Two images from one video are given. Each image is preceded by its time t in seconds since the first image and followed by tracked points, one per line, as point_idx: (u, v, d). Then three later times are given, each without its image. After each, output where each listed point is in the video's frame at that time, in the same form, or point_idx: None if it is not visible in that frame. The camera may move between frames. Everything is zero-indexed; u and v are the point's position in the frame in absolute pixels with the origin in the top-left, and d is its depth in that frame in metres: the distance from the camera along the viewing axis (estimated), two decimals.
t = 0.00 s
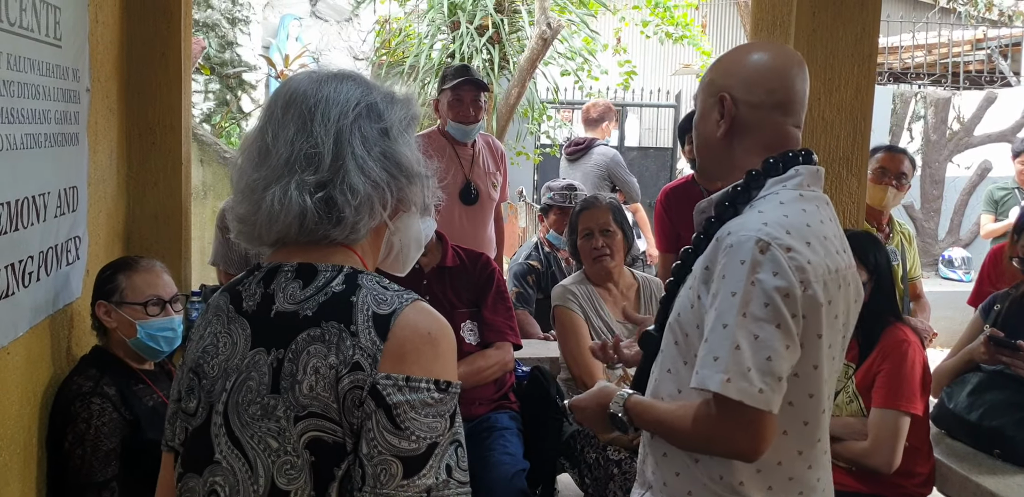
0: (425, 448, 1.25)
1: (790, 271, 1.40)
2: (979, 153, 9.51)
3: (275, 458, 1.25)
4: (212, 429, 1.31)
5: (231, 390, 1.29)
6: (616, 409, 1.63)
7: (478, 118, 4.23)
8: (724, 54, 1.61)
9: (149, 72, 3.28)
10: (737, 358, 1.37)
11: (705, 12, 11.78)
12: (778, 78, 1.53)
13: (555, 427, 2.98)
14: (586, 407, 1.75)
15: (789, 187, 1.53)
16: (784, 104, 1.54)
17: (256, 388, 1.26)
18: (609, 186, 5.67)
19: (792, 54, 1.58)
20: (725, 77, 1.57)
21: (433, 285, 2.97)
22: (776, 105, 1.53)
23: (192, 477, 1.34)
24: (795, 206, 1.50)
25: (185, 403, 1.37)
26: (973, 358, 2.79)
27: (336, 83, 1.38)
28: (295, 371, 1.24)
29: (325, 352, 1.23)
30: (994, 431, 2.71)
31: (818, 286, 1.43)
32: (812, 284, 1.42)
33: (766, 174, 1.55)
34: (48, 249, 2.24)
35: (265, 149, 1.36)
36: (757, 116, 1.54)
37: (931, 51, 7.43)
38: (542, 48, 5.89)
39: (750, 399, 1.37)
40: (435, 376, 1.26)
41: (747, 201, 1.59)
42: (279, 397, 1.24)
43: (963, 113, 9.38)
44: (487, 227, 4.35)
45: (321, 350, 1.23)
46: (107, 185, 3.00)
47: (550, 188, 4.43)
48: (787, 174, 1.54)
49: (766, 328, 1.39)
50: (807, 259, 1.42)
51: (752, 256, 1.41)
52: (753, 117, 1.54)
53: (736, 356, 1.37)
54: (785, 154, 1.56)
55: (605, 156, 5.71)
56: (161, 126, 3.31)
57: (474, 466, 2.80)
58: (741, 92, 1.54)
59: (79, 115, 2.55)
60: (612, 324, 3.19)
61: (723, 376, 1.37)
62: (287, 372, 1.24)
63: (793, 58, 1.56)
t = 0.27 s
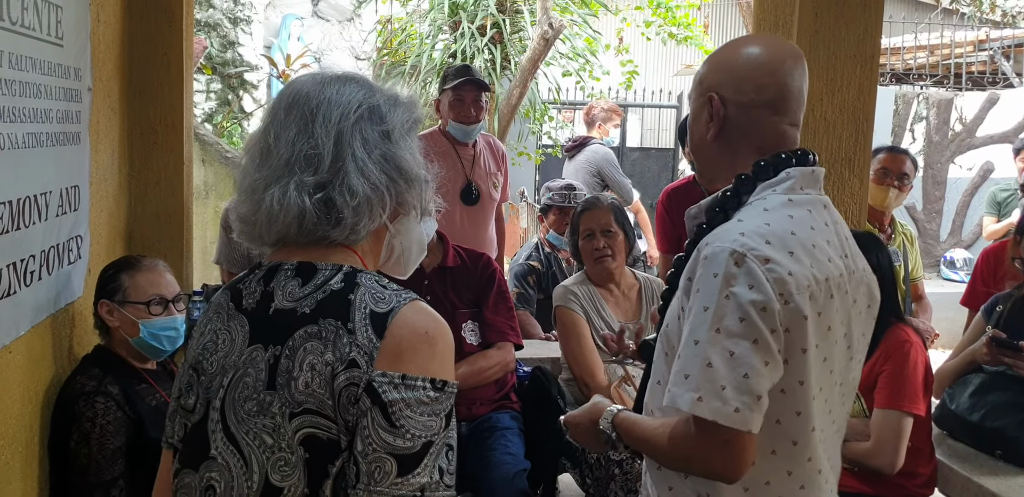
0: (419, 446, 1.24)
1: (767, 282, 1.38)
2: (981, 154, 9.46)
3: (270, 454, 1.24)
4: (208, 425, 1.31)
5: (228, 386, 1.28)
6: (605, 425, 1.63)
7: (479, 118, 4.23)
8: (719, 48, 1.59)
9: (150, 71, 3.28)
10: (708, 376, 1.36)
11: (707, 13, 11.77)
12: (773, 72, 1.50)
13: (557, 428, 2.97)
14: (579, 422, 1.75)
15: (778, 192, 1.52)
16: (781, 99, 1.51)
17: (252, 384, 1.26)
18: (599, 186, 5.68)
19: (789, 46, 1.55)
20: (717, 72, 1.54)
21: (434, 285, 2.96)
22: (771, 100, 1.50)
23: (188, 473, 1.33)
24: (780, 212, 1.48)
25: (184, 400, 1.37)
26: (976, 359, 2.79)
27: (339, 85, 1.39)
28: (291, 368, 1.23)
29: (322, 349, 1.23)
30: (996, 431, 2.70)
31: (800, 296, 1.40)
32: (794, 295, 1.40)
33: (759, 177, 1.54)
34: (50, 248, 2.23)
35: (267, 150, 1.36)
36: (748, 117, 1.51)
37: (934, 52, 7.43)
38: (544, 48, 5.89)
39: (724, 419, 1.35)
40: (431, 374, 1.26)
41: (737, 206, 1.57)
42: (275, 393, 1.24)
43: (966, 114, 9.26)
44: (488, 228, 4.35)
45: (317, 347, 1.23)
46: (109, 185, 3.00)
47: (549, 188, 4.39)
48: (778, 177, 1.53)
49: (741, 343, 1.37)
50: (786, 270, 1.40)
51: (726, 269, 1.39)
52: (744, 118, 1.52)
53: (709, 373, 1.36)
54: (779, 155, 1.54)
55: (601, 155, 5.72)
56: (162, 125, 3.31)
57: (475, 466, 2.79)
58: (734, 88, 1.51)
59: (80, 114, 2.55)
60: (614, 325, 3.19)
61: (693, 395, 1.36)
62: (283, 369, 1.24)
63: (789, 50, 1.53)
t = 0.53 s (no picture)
0: (416, 443, 1.22)
1: (756, 295, 1.37)
2: (983, 154, 9.42)
3: (264, 447, 1.23)
4: (207, 420, 1.31)
5: (228, 381, 1.29)
6: (608, 449, 1.67)
7: (480, 118, 4.23)
8: (720, 42, 1.57)
9: (152, 70, 3.28)
10: (697, 393, 1.37)
11: (709, 13, 11.76)
12: (774, 70, 1.49)
13: (559, 428, 2.97)
14: (584, 447, 1.78)
15: (772, 197, 1.52)
16: (781, 97, 1.50)
17: (250, 379, 1.26)
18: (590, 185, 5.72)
19: (791, 43, 1.53)
20: (715, 69, 1.52)
21: (435, 284, 2.95)
22: (770, 96, 1.49)
23: (185, 467, 1.34)
24: (773, 219, 1.48)
25: (187, 395, 1.37)
26: (978, 359, 2.79)
27: (348, 91, 1.39)
28: (289, 362, 1.23)
29: (321, 344, 1.22)
30: (998, 432, 2.70)
31: (791, 307, 1.39)
32: (785, 307, 1.39)
33: (755, 183, 1.54)
34: (52, 247, 2.24)
35: (274, 154, 1.37)
36: (746, 121, 1.51)
37: (935, 52, 7.42)
38: (545, 48, 5.90)
39: (719, 437, 1.36)
40: (429, 372, 1.24)
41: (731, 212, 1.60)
42: (272, 387, 1.23)
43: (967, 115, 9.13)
44: (489, 227, 4.35)
45: (316, 342, 1.23)
46: (111, 184, 3.01)
47: (548, 189, 4.32)
48: (772, 183, 1.53)
49: (732, 357, 1.37)
50: (775, 281, 1.39)
51: (711, 282, 1.39)
52: (742, 122, 1.51)
53: (698, 390, 1.37)
54: (778, 159, 1.53)
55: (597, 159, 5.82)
56: (163, 124, 3.31)
57: (476, 466, 2.79)
58: (729, 85, 1.50)
59: (83, 113, 2.56)
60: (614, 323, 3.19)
61: (684, 412, 1.38)
62: (281, 363, 1.24)
63: (791, 46, 1.52)
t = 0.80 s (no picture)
0: (406, 444, 1.21)
1: (768, 305, 1.37)
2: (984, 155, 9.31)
3: (255, 444, 1.23)
4: (202, 415, 1.32)
5: (223, 377, 1.29)
6: (606, 449, 1.66)
7: (480, 117, 4.22)
8: (728, 40, 1.56)
9: (153, 69, 3.28)
10: (708, 401, 1.37)
11: (710, 13, 11.76)
12: (784, 71, 1.48)
13: (558, 427, 2.97)
14: (579, 446, 1.78)
15: (784, 202, 1.52)
16: (789, 98, 1.50)
17: (245, 375, 1.26)
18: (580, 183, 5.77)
19: (800, 42, 1.53)
20: (725, 69, 1.52)
21: (436, 284, 2.94)
22: (777, 97, 1.49)
23: (179, 461, 1.35)
24: (784, 226, 1.48)
25: (185, 391, 1.38)
26: (978, 359, 2.79)
27: (355, 96, 1.39)
28: (283, 360, 1.23)
29: (315, 342, 1.22)
30: (998, 432, 2.70)
31: (802, 316, 1.40)
32: (796, 316, 1.39)
33: (767, 186, 1.54)
34: (52, 246, 2.23)
35: (279, 157, 1.37)
36: (755, 123, 1.51)
37: (936, 52, 7.43)
38: (546, 47, 5.89)
39: (727, 444, 1.36)
40: (422, 375, 1.24)
41: (742, 215, 1.59)
42: (265, 384, 1.23)
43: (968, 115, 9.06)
44: (489, 227, 4.35)
45: (310, 340, 1.22)
46: (112, 183, 3.01)
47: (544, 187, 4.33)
48: (785, 187, 1.53)
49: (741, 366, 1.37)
50: (787, 289, 1.39)
51: (725, 288, 1.38)
52: (750, 125, 1.52)
53: (710, 398, 1.37)
54: (789, 162, 1.53)
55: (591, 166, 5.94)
56: (164, 123, 3.31)
57: (477, 466, 2.79)
58: (738, 87, 1.50)
59: (83, 112, 2.56)
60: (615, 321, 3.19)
61: (694, 420, 1.38)
62: (275, 361, 1.23)
63: (800, 49, 1.52)
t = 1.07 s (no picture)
0: (404, 447, 1.21)
1: (777, 306, 1.37)
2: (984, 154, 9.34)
3: (255, 443, 1.23)
4: (206, 413, 1.32)
5: (227, 375, 1.29)
6: (610, 450, 1.66)
7: (479, 117, 4.22)
8: (731, 42, 1.56)
9: (154, 69, 3.28)
10: (721, 402, 1.37)
11: (710, 13, 11.76)
12: (788, 74, 1.48)
13: (558, 426, 2.97)
14: (582, 449, 1.77)
15: (790, 204, 1.52)
16: (793, 99, 1.49)
17: (248, 374, 1.26)
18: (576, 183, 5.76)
19: (803, 44, 1.52)
20: (729, 71, 1.51)
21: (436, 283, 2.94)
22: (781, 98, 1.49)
23: (182, 458, 1.34)
24: (790, 228, 1.47)
25: (192, 387, 1.39)
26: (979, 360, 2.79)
27: (365, 97, 1.39)
28: (285, 359, 1.23)
29: (317, 342, 1.22)
30: (998, 433, 2.69)
31: (809, 317, 1.39)
32: (803, 317, 1.39)
33: (772, 188, 1.54)
34: (52, 246, 2.23)
35: (288, 158, 1.38)
36: (757, 125, 1.51)
37: (936, 52, 7.43)
38: (546, 47, 5.89)
39: (740, 443, 1.37)
40: (423, 377, 1.23)
41: (748, 217, 1.59)
42: (267, 383, 1.23)
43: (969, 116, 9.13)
44: (488, 227, 4.35)
45: (312, 340, 1.22)
46: (112, 183, 3.01)
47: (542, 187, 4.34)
48: (790, 189, 1.53)
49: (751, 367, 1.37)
50: (795, 290, 1.39)
51: (734, 290, 1.38)
52: (753, 127, 1.52)
53: (722, 399, 1.37)
54: (794, 166, 1.53)
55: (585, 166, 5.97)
56: (165, 122, 3.31)
57: (477, 466, 2.79)
58: (742, 88, 1.50)
59: (84, 112, 2.56)
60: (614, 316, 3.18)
61: (708, 421, 1.38)
62: (277, 360, 1.23)
63: (805, 51, 1.51)
